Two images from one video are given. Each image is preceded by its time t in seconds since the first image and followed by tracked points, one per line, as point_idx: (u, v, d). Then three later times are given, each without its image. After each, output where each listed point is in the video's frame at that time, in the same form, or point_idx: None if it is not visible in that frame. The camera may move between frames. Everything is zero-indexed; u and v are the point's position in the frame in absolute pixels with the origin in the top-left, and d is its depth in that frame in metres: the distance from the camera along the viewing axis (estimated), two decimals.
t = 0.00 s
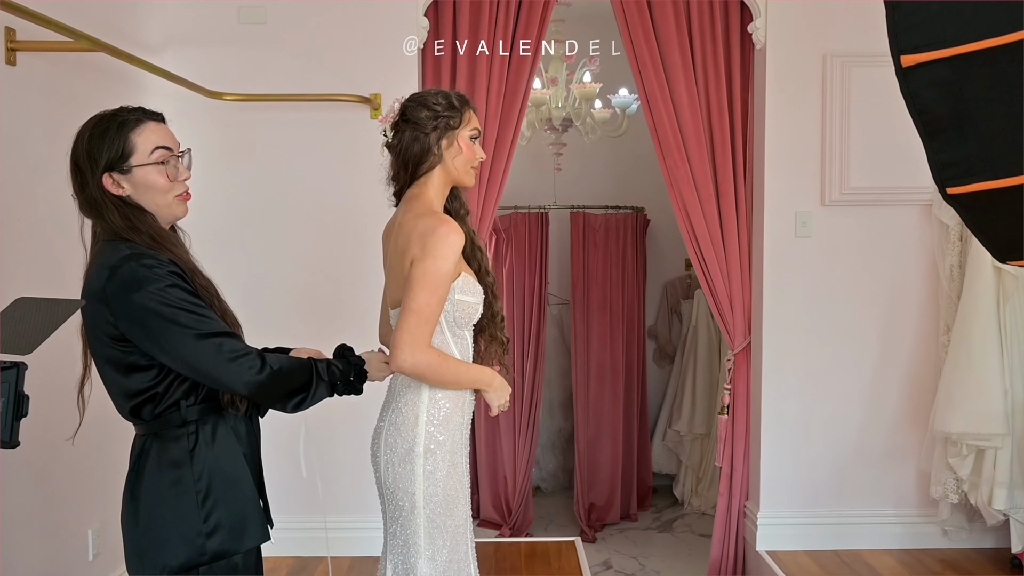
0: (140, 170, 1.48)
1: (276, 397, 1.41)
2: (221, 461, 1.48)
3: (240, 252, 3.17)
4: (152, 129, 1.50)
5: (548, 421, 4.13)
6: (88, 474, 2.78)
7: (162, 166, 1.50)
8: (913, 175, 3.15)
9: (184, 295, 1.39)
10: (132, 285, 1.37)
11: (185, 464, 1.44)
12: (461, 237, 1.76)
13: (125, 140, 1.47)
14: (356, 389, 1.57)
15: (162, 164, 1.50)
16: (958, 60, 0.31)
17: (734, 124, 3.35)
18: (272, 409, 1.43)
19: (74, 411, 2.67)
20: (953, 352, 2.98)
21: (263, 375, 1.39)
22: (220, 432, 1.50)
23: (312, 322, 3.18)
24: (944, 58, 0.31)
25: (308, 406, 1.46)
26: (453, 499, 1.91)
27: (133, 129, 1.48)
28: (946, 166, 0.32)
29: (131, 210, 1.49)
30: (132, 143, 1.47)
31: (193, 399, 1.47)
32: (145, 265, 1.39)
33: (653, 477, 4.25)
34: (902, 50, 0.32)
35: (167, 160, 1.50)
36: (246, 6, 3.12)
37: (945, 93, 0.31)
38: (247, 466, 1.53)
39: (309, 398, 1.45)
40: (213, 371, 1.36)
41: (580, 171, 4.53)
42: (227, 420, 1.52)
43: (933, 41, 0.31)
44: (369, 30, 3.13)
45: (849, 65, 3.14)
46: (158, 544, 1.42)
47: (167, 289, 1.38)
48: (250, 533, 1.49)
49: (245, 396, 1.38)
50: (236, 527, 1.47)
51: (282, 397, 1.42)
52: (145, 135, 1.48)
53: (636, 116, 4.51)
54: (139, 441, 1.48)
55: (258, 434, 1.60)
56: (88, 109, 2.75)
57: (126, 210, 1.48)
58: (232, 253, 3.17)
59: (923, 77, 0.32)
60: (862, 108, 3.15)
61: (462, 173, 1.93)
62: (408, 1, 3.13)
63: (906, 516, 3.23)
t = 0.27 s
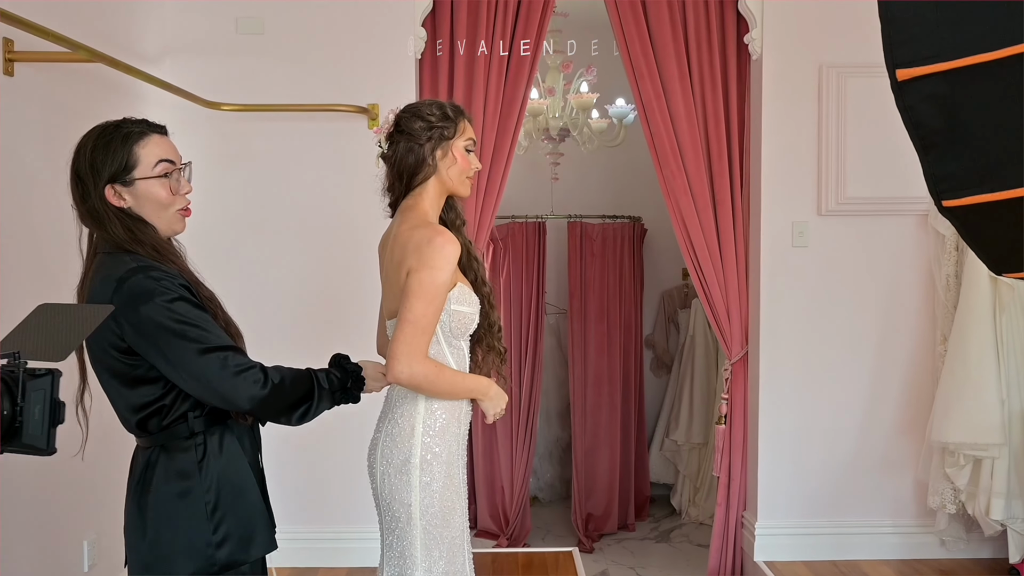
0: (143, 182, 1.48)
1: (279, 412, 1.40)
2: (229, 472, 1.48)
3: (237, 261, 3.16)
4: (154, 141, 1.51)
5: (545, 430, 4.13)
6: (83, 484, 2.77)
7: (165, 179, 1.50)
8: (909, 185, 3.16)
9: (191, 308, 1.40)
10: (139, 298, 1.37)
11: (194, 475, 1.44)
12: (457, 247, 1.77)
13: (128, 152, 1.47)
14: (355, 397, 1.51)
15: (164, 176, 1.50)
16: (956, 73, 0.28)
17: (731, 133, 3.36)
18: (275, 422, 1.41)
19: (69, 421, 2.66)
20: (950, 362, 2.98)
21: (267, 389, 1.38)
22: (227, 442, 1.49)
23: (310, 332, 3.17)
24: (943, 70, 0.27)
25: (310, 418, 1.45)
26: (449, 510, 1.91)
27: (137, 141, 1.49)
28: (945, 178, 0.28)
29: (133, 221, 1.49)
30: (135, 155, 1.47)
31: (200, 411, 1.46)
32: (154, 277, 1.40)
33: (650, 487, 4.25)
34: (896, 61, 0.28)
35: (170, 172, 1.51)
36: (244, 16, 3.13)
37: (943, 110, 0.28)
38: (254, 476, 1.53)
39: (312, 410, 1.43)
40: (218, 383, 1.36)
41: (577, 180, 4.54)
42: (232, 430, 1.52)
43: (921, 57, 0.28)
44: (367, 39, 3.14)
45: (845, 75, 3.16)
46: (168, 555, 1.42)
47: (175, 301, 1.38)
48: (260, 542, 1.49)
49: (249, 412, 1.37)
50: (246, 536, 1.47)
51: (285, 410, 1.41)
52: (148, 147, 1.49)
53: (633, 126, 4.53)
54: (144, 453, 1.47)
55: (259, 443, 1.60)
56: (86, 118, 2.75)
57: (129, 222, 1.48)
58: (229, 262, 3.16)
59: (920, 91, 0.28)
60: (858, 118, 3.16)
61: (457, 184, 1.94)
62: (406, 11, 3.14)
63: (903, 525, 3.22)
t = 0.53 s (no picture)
0: (127, 187, 1.47)
1: (267, 412, 1.40)
2: (221, 476, 1.47)
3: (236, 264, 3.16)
4: (140, 146, 1.50)
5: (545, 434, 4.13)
6: (83, 488, 2.77)
7: (145, 184, 1.48)
8: (908, 188, 3.16)
9: (178, 310, 1.40)
10: (127, 301, 1.39)
11: (185, 479, 1.44)
12: (457, 250, 1.77)
13: (113, 157, 1.47)
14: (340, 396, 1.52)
15: (147, 182, 1.49)
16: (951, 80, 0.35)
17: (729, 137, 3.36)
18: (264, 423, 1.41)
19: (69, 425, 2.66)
20: (950, 365, 2.98)
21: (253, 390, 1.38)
22: (219, 446, 1.49)
23: (309, 335, 3.17)
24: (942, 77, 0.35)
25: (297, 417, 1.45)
26: (450, 513, 1.91)
27: (123, 146, 1.49)
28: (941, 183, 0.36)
29: (119, 225, 1.50)
30: (119, 160, 1.47)
31: (190, 415, 1.46)
32: (141, 279, 1.41)
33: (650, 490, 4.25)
34: (897, 69, 0.36)
35: (150, 178, 1.49)
36: (244, 20, 3.13)
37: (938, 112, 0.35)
38: (246, 480, 1.53)
39: (301, 407, 1.44)
40: (205, 386, 1.36)
41: (576, 184, 4.54)
42: (224, 434, 1.51)
43: (920, 64, 0.35)
44: (367, 43, 3.14)
45: (844, 79, 3.16)
46: (161, 559, 1.42)
47: (161, 303, 1.39)
48: (254, 545, 1.49)
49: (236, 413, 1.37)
50: (239, 540, 1.47)
51: (273, 410, 1.41)
52: (133, 153, 1.48)
53: (632, 129, 4.53)
54: (137, 458, 1.47)
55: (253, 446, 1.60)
56: (86, 123, 2.75)
57: (115, 226, 1.50)
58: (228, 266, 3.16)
59: (919, 96, 0.35)
60: (857, 122, 3.16)
61: (456, 187, 1.94)
62: (405, 15, 3.14)
63: (903, 529, 3.22)
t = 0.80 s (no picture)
0: (107, 184, 1.53)
1: (227, 412, 1.43)
2: (197, 476, 1.48)
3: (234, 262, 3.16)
4: (121, 144, 1.55)
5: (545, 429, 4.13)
6: (82, 486, 2.77)
7: (120, 179, 1.53)
8: (907, 182, 3.16)
9: (143, 310, 1.44)
10: (94, 301, 1.42)
11: (161, 479, 1.44)
12: (455, 246, 1.77)
13: (95, 157, 1.54)
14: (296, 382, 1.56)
15: (124, 177, 1.53)
16: (945, 72, 0.40)
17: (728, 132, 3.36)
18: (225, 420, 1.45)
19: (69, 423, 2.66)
20: (950, 359, 2.98)
21: (213, 393, 1.40)
22: (198, 447, 1.49)
23: (308, 332, 3.17)
24: (935, 70, 0.40)
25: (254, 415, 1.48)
26: (449, 508, 1.91)
27: (104, 145, 1.55)
28: (938, 174, 0.40)
29: (103, 221, 1.56)
30: (99, 158, 1.54)
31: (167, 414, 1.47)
32: (107, 278, 1.44)
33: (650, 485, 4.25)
34: (893, 62, 0.40)
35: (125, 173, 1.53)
36: (241, 17, 3.13)
37: (932, 105, 0.40)
38: (225, 480, 1.52)
39: (258, 404, 1.48)
40: (165, 391, 1.37)
41: (575, 180, 4.54)
42: (205, 436, 1.51)
43: (915, 58, 0.40)
44: (364, 40, 3.14)
45: (842, 73, 3.16)
46: (136, 558, 1.43)
47: (127, 303, 1.42)
48: (229, 546, 1.48)
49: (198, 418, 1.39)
50: (214, 541, 1.47)
51: (232, 410, 1.44)
52: (111, 150, 1.54)
53: (631, 125, 4.53)
54: (121, 455, 1.49)
55: (239, 447, 1.60)
56: (83, 120, 2.75)
57: (98, 221, 1.56)
58: (227, 263, 3.16)
59: (915, 90, 0.40)
60: (855, 116, 3.16)
61: (454, 184, 1.94)
62: (403, 11, 3.14)
63: (903, 522, 3.23)
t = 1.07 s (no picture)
0: (92, 183, 1.53)
1: (183, 414, 1.44)
2: (166, 479, 1.49)
3: (228, 260, 3.16)
4: (104, 143, 1.55)
5: (541, 427, 4.13)
6: (76, 486, 2.76)
7: (105, 178, 1.53)
8: (901, 178, 3.16)
9: (106, 310, 1.43)
10: (56, 301, 1.43)
11: (130, 478, 1.47)
12: (449, 242, 1.77)
13: (79, 157, 1.55)
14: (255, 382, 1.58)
15: (106, 176, 1.53)
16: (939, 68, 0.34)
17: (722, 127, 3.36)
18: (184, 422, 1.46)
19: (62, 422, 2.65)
20: (944, 354, 2.99)
21: (168, 394, 1.41)
22: (170, 448, 1.51)
23: (302, 331, 3.17)
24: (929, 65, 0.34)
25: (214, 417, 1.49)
26: (444, 506, 1.91)
27: (88, 145, 1.55)
28: (930, 170, 0.35)
29: (91, 220, 1.57)
30: (84, 158, 1.54)
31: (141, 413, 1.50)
32: (71, 279, 1.44)
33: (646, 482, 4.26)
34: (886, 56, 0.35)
35: (109, 171, 1.53)
36: (234, 14, 3.12)
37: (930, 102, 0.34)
38: (197, 483, 1.54)
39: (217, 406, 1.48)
40: (122, 391, 1.39)
41: (570, 176, 4.54)
42: (180, 440, 1.53)
43: (910, 51, 0.34)
44: (358, 37, 3.13)
45: (837, 69, 3.16)
46: (105, 552, 1.47)
47: (91, 302, 1.43)
48: (192, 552, 1.49)
49: (155, 419, 1.41)
50: (178, 546, 1.48)
51: (190, 411, 1.45)
52: (95, 149, 1.55)
53: (626, 122, 4.53)
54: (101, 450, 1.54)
55: (221, 451, 1.61)
56: (75, 118, 2.74)
57: (86, 221, 1.57)
58: (221, 262, 3.16)
59: (909, 84, 0.34)
60: (849, 112, 3.16)
61: (448, 180, 1.94)
62: (396, 8, 3.13)
63: (898, 517, 3.23)
